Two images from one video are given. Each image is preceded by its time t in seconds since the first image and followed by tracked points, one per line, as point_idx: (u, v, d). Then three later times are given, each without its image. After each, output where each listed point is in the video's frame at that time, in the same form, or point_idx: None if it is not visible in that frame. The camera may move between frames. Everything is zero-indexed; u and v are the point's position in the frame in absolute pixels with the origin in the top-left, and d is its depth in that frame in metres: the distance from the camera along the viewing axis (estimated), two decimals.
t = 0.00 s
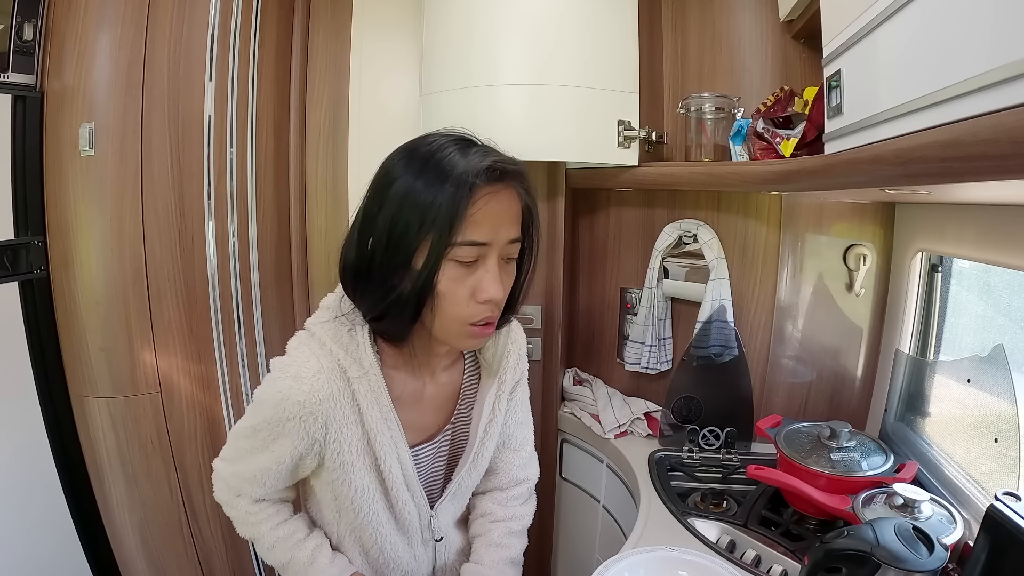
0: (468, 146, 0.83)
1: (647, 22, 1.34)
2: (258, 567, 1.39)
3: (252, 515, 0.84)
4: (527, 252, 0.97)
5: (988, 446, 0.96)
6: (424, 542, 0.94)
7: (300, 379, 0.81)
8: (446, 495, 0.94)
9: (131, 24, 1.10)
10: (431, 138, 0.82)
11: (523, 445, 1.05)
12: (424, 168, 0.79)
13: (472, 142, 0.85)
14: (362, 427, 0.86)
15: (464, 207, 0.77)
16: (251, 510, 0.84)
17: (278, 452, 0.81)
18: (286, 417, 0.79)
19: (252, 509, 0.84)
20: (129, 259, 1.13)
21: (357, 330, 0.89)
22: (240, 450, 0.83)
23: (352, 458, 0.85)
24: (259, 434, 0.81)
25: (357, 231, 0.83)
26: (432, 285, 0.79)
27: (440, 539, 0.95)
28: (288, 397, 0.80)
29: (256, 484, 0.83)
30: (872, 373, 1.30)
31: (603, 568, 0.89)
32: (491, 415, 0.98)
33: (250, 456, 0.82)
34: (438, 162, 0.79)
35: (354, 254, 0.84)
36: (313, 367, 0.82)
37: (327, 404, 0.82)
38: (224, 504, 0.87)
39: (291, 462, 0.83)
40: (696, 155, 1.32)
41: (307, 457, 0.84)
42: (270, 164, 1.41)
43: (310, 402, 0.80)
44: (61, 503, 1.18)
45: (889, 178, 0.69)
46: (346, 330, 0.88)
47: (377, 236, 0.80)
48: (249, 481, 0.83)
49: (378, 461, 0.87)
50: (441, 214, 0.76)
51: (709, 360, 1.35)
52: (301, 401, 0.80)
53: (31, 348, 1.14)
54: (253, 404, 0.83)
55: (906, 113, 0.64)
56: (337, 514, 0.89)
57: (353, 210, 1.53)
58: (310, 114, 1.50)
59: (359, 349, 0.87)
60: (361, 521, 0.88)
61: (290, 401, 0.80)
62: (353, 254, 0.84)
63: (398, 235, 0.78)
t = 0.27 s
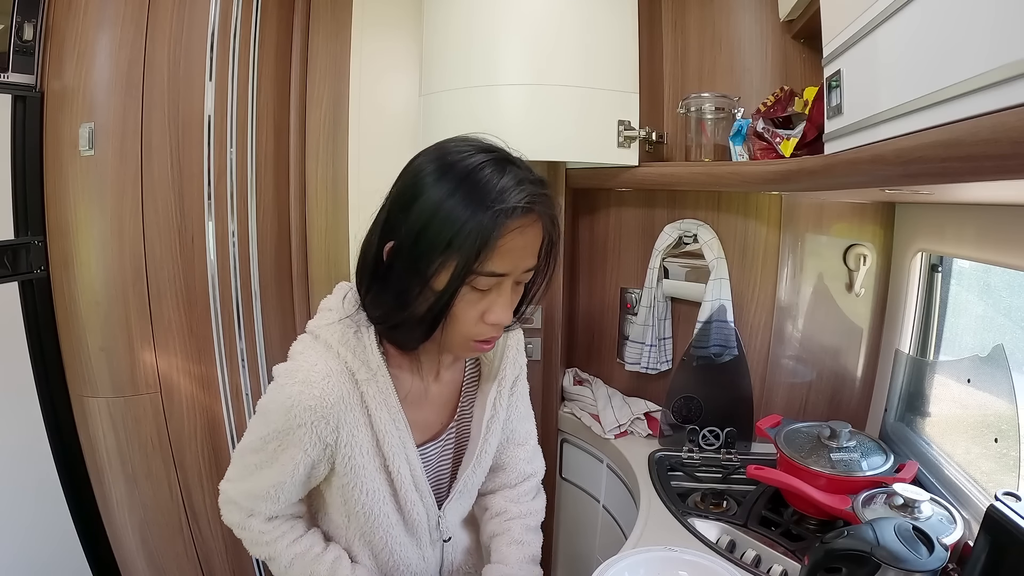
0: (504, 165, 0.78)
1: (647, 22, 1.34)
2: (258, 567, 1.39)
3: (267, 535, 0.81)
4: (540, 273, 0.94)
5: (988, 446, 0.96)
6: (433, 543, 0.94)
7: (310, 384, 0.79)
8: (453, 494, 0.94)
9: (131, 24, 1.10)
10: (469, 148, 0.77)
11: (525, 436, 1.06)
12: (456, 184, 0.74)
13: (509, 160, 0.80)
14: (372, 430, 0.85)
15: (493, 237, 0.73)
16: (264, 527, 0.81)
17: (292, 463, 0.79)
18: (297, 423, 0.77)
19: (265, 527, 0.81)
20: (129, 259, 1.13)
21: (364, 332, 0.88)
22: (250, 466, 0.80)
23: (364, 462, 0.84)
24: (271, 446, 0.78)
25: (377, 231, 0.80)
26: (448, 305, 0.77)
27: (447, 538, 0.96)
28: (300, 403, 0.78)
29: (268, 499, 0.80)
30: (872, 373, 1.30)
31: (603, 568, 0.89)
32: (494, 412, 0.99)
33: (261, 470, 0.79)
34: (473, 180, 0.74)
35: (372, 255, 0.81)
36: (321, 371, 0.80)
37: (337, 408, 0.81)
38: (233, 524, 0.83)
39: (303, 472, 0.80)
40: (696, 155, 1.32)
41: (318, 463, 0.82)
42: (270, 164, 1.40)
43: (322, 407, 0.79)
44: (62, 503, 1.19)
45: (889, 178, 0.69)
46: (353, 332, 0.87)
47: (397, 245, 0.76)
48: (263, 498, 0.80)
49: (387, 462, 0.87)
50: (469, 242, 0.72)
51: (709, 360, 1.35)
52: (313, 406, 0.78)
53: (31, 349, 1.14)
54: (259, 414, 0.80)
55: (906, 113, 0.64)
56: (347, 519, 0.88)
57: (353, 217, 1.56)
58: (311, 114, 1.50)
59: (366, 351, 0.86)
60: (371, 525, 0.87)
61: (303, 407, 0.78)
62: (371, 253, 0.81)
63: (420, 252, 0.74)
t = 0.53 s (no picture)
0: (507, 178, 0.75)
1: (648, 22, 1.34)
2: (258, 567, 1.39)
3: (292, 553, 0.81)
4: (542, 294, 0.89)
5: (988, 446, 0.96)
6: (440, 543, 0.95)
7: (314, 395, 0.78)
8: (458, 494, 0.95)
9: (131, 24, 1.10)
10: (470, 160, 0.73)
11: (522, 424, 1.08)
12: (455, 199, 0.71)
13: (512, 172, 0.76)
14: (379, 435, 0.85)
15: (491, 257, 0.70)
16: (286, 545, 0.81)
17: (304, 475, 0.79)
18: (304, 435, 0.77)
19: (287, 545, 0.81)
20: (129, 259, 1.13)
21: (365, 338, 0.85)
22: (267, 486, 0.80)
23: (372, 468, 0.84)
24: (283, 463, 0.78)
25: (376, 241, 0.77)
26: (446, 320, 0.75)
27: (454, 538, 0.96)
28: (306, 415, 0.77)
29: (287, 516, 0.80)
30: (872, 373, 1.30)
31: (603, 568, 0.89)
32: (492, 411, 1.00)
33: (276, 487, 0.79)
34: (473, 196, 0.71)
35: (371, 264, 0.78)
36: (325, 380, 0.80)
37: (343, 416, 0.80)
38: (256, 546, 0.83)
39: (315, 483, 0.80)
40: (696, 155, 1.32)
41: (329, 473, 0.82)
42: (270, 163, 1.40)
43: (328, 415, 0.79)
44: (62, 503, 1.19)
45: (889, 178, 0.69)
46: (354, 338, 0.84)
47: (394, 258, 0.74)
48: (283, 516, 0.80)
49: (393, 465, 0.87)
50: (467, 261, 0.70)
51: (709, 360, 1.35)
52: (319, 416, 0.78)
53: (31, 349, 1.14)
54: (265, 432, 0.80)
55: (906, 113, 0.64)
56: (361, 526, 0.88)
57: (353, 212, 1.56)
58: (311, 113, 1.50)
59: (368, 357, 0.85)
60: (381, 529, 0.87)
61: (308, 418, 0.77)
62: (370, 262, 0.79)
63: (419, 266, 0.72)
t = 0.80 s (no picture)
0: (476, 174, 0.75)
1: (647, 22, 1.34)
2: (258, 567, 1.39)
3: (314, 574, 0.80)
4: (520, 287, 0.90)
5: (988, 446, 0.96)
6: (444, 537, 0.94)
7: (309, 403, 0.79)
8: (459, 487, 0.94)
9: (131, 24, 1.10)
10: (439, 158, 0.74)
11: (516, 411, 1.09)
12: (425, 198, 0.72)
13: (482, 168, 0.77)
14: (377, 437, 0.85)
15: (462, 252, 0.71)
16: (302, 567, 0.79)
17: (309, 487, 0.78)
18: (302, 446, 0.77)
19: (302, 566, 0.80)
20: (129, 259, 1.13)
21: (354, 343, 0.85)
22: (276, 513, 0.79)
23: (373, 469, 0.84)
24: (289, 482, 0.78)
25: (353, 244, 0.78)
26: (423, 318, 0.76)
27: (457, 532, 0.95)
28: (304, 425, 0.78)
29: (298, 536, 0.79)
30: (872, 373, 1.30)
31: (603, 568, 0.89)
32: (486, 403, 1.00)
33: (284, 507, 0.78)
34: (441, 193, 0.72)
35: (351, 268, 0.79)
36: (319, 387, 0.80)
37: (340, 421, 0.80)
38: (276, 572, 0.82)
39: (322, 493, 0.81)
40: (696, 155, 1.32)
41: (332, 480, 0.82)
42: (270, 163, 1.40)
43: (324, 421, 0.79)
44: (62, 503, 1.19)
45: (889, 178, 0.69)
46: (343, 344, 0.84)
47: (371, 259, 0.74)
48: (298, 538, 0.79)
49: (393, 466, 0.86)
50: (438, 258, 0.70)
51: (709, 360, 1.35)
52: (316, 424, 0.78)
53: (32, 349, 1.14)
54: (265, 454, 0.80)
55: (906, 113, 0.64)
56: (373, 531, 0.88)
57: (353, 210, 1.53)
58: (311, 113, 1.50)
59: (359, 361, 0.84)
60: (387, 529, 0.87)
61: (304, 428, 0.78)
62: (349, 265, 0.79)
63: (393, 265, 0.72)
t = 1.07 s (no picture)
0: (458, 162, 0.77)
1: (647, 22, 1.34)
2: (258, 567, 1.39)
3: None
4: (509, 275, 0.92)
5: (988, 446, 0.96)
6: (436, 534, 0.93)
7: (299, 395, 0.79)
8: (452, 484, 0.94)
9: (131, 24, 1.10)
10: (422, 147, 0.75)
11: (509, 412, 1.09)
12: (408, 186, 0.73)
13: (464, 156, 0.78)
14: (367, 430, 0.84)
15: (446, 237, 0.72)
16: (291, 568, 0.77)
17: (301, 480, 0.77)
18: (292, 438, 0.77)
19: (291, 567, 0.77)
20: (129, 259, 1.13)
21: (345, 337, 0.85)
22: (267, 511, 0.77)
23: (363, 463, 0.83)
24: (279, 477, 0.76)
25: (341, 237, 0.79)
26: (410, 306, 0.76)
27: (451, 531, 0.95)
28: (294, 416, 0.77)
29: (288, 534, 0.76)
30: (872, 373, 1.30)
31: (603, 568, 0.89)
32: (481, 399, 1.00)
33: (273, 503, 0.76)
34: (423, 182, 0.73)
35: (338, 261, 0.80)
36: (309, 379, 0.80)
37: (330, 413, 0.80)
38: None
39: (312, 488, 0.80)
40: (696, 155, 1.32)
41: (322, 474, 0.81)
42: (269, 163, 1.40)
43: (314, 413, 0.78)
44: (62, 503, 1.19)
45: (889, 178, 0.69)
46: (333, 338, 0.84)
47: (358, 250, 0.75)
48: (290, 537, 0.76)
49: (383, 460, 0.86)
50: (422, 245, 0.71)
51: (709, 360, 1.35)
52: (306, 415, 0.78)
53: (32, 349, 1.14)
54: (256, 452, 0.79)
55: (906, 113, 0.64)
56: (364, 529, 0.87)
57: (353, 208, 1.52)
58: (311, 113, 1.50)
59: (349, 355, 0.84)
60: (378, 523, 0.87)
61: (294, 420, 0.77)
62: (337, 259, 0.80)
63: (379, 254, 0.73)
